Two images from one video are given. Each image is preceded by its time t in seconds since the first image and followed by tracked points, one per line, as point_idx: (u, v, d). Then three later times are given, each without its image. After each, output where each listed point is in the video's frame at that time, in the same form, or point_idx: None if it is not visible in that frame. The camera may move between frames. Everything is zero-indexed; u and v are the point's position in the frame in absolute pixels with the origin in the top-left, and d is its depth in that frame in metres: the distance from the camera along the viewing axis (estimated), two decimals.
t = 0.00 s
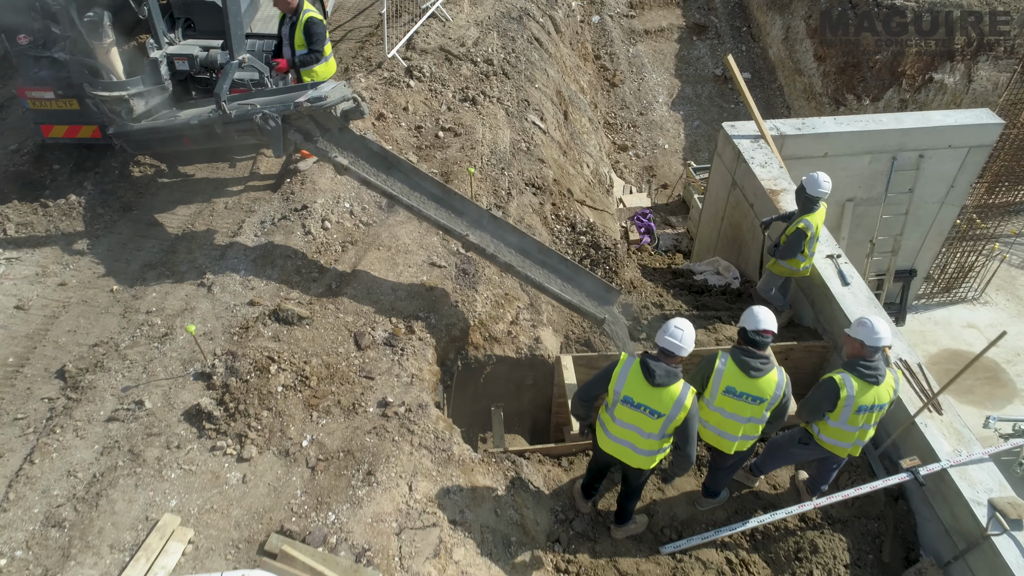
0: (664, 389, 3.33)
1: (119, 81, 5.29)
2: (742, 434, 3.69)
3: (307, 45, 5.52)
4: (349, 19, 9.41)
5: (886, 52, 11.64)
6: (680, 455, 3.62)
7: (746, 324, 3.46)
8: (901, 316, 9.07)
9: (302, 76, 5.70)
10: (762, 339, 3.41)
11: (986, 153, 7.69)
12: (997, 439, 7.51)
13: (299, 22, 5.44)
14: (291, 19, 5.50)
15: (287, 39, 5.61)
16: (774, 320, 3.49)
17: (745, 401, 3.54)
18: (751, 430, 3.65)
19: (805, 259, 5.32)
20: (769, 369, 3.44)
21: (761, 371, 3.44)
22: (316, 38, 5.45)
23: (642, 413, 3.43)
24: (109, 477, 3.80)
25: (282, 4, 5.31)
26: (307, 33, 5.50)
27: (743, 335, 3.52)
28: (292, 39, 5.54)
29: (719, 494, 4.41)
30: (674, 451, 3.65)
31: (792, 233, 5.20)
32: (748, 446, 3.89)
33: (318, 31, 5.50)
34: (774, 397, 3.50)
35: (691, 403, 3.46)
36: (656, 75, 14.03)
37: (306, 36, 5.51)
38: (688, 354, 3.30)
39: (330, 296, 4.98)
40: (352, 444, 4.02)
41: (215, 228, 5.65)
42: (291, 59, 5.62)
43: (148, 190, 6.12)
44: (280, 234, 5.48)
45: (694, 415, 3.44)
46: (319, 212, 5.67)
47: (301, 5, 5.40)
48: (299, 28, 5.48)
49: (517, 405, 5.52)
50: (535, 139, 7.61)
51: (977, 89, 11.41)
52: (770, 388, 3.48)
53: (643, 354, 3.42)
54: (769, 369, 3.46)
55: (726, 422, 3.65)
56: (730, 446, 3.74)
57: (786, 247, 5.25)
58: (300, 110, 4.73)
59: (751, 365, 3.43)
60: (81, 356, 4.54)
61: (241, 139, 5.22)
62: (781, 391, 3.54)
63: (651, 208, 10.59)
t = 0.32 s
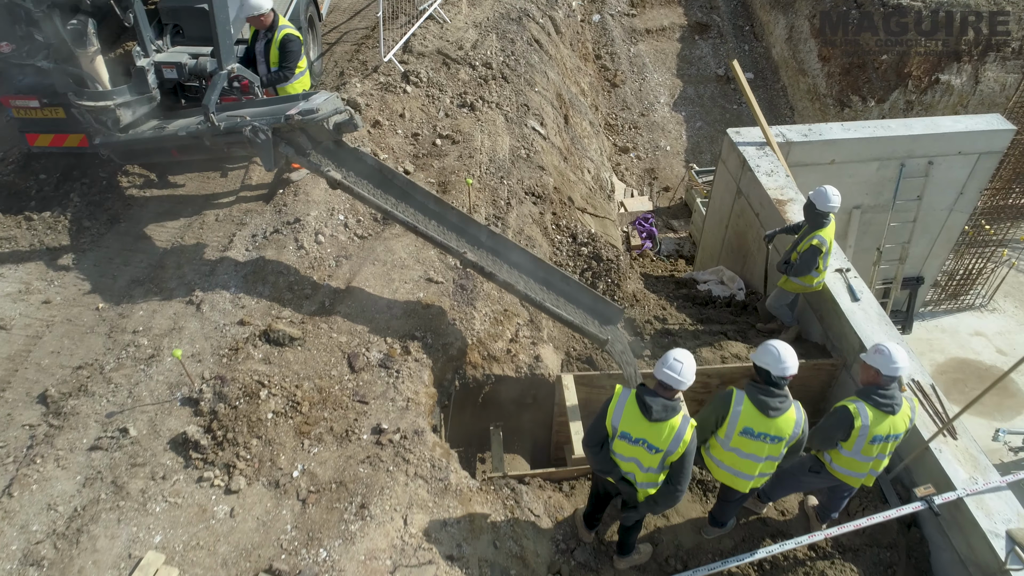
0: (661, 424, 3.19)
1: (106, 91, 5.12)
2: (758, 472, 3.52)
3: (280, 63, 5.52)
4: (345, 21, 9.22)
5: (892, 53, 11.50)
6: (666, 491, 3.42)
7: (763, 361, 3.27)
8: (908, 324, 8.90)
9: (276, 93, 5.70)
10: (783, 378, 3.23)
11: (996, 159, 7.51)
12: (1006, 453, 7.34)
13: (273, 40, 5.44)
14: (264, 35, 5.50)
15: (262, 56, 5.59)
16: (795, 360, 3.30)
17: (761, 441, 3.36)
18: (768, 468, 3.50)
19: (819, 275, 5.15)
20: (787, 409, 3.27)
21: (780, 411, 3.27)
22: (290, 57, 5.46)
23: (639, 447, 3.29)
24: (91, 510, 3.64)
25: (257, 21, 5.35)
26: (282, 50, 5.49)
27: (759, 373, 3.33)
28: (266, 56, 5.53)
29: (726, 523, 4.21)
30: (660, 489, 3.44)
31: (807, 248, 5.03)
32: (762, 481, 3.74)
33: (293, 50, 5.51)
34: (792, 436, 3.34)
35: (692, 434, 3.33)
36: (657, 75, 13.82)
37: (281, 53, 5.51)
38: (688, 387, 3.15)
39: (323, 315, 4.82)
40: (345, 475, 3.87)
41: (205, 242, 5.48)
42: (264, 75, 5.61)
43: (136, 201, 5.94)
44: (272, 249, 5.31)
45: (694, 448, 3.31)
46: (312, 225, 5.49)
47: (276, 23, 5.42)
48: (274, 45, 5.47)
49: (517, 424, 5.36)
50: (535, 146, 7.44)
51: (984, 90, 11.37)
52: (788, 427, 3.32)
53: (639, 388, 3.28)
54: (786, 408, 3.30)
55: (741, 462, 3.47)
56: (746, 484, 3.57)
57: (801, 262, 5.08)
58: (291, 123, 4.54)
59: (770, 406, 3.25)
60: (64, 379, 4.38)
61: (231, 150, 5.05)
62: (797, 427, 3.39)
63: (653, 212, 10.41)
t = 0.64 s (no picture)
0: (663, 460, 3.02)
1: (91, 100, 4.95)
2: (768, 510, 3.42)
3: (261, 83, 5.47)
4: (340, 22, 9.03)
5: (897, 54, 11.33)
6: (658, 522, 3.22)
7: (774, 400, 3.16)
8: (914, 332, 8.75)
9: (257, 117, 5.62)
10: (796, 417, 3.11)
11: (1005, 165, 7.35)
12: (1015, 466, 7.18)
13: (251, 64, 5.37)
14: (238, 61, 5.37)
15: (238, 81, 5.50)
16: (810, 397, 3.18)
17: (773, 480, 3.25)
18: (778, 504, 3.40)
19: (830, 290, 5.00)
20: (801, 448, 3.17)
21: (793, 450, 3.17)
22: (271, 75, 5.44)
23: (639, 482, 3.12)
24: (71, 545, 3.50)
25: (228, 47, 5.21)
26: (260, 71, 5.45)
27: (771, 411, 3.22)
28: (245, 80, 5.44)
29: (732, 552, 4.00)
30: (651, 519, 3.24)
31: (818, 264, 4.88)
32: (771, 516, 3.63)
33: (271, 68, 5.49)
34: (805, 473, 3.25)
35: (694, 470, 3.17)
36: (658, 75, 13.61)
37: (260, 75, 5.46)
38: (693, 423, 3.00)
39: (314, 333, 4.66)
40: (335, 505, 3.73)
41: (194, 255, 5.32)
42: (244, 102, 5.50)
43: (124, 212, 5.77)
44: (262, 263, 5.15)
45: (696, 485, 3.16)
46: (304, 238, 5.33)
47: (248, 46, 5.33)
48: (252, 67, 5.40)
49: (516, 443, 5.22)
50: (535, 152, 7.26)
51: (990, 92, 11.18)
52: (802, 465, 3.23)
53: (642, 420, 3.11)
54: (800, 447, 3.20)
55: (751, 500, 3.36)
56: (756, 521, 3.47)
57: (811, 278, 4.92)
58: (280, 135, 4.36)
59: (783, 446, 3.15)
60: (46, 403, 4.22)
61: (219, 163, 4.88)
62: (809, 465, 3.30)
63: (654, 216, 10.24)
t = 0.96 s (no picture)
0: (671, 498, 2.86)
1: (77, 110, 4.73)
2: (778, 544, 3.27)
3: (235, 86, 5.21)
4: (337, 23, 8.86)
5: (904, 54, 11.15)
6: (665, 560, 3.07)
7: (776, 431, 3.02)
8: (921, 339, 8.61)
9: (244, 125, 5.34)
10: (799, 450, 2.99)
11: (1017, 171, 7.19)
12: None
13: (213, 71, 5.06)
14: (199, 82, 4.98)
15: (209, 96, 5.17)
16: (811, 426, 3.06)
17: (781, 515, 3.11)
18: (787, 538, 3.25)
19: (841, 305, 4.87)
20: (806, 480, 3.04)
21: (797, 483, 3.03)
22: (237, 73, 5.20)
23: (645, 520, 2.96)
24: None
25: (183, 70, 4.82)
26: (224, 75, 5.18)
27: (771, 444, 3.08)
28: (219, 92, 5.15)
29: None
30: (658, 557, 3.09)
31: (832, 279, 4.73)
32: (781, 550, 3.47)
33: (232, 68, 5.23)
34: (811, 505, 3.11)
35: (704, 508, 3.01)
36: (660, 74, 13.41)
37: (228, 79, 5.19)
38: (705, 460, 2.84)
39: (308, 352, 4.51)
40: (330, 538, 3.59)
41: (185, 269, 5.15)
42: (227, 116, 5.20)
43: (113, 224, 5.60)
44: (255, 278, 4.99)
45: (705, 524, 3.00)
46: (298, 251, 5.17)
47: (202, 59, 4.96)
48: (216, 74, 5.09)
49: (517, 462, 5.05)
50: (535, 158, 7.09)
51: (998, 92, 10.99)
52: (808, 497, 3.09)
53: (650, 456, 2.95)
54: (805, 480, 3.06)
55: (759, 537, 3.21)
56: (766, 557, 3.31)
57: (825, 293, 4.78)
58: (272, 149, 4.19)
59: (787, 480, 3.01)
60: (29, 428, 4.06)
61: (208, 175, 4.71)
62: (815, 495, 3.17)
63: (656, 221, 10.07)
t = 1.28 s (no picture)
0: (684, 543, 2.74)
1: (63, 120, 4.56)
2: None
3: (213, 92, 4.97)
4: (334, 24, 8.68)
5: (911, 54, 10.96)
6: None
7: (781, 472, 2.94)
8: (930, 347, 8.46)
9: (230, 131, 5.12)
10: (799, 493, 2.90)
11: None
12: None
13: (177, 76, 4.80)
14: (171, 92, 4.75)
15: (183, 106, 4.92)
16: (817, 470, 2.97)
17: (788, 558, 3.00)
18: None
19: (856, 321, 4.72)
20: (811, 523, 2.94)
21: (802, 527, 2.93)
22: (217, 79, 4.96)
23: (656, 564, 2.83)
24: None
25: (151, 83, 4.58)
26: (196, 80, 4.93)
27: (774, 486, 3.01)
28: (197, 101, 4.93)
29: None
30: None
31: (848, 294, 4.57)
32: None
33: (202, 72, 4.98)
34: (820, 548, 3.00)
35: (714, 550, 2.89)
36: (663, 74, 13.20)
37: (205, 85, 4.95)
38: (715, 503, 2.74)
39: (304, 372, 4.37)
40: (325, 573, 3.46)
41: (177, 284, 4.99)
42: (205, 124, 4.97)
43: (103, 235, 5.44)
44: (249, 293, 4.84)
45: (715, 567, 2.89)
46: (293, 266, 5.02)
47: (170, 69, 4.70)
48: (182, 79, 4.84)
49: (519, 482, 4.91)
50: (537, 164, 6.92)
51: (1007, 93, 10.81)
52: (816, 540, 2.98)
53: (659, 497, 2.82)
54: (810, 522, 2.96)
55: None
56: None
57: (841, 309, 4.61)
58: (265, 164, 4.03)
59: (792, 523, 2.91)
60: (13, 454, 3.91)
61: (200, 189, 4.56)
62: (824, 537, 3.05)
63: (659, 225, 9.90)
